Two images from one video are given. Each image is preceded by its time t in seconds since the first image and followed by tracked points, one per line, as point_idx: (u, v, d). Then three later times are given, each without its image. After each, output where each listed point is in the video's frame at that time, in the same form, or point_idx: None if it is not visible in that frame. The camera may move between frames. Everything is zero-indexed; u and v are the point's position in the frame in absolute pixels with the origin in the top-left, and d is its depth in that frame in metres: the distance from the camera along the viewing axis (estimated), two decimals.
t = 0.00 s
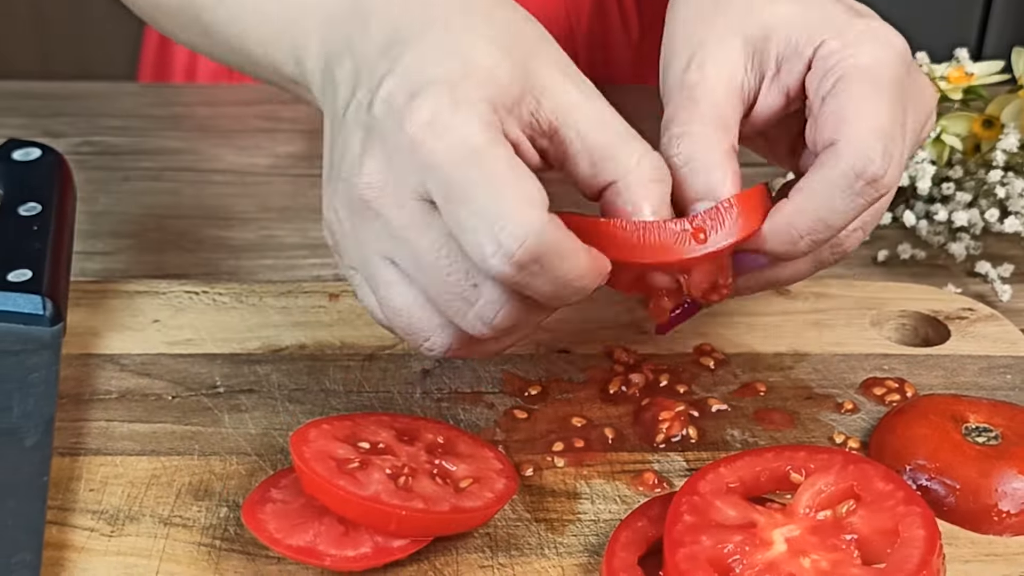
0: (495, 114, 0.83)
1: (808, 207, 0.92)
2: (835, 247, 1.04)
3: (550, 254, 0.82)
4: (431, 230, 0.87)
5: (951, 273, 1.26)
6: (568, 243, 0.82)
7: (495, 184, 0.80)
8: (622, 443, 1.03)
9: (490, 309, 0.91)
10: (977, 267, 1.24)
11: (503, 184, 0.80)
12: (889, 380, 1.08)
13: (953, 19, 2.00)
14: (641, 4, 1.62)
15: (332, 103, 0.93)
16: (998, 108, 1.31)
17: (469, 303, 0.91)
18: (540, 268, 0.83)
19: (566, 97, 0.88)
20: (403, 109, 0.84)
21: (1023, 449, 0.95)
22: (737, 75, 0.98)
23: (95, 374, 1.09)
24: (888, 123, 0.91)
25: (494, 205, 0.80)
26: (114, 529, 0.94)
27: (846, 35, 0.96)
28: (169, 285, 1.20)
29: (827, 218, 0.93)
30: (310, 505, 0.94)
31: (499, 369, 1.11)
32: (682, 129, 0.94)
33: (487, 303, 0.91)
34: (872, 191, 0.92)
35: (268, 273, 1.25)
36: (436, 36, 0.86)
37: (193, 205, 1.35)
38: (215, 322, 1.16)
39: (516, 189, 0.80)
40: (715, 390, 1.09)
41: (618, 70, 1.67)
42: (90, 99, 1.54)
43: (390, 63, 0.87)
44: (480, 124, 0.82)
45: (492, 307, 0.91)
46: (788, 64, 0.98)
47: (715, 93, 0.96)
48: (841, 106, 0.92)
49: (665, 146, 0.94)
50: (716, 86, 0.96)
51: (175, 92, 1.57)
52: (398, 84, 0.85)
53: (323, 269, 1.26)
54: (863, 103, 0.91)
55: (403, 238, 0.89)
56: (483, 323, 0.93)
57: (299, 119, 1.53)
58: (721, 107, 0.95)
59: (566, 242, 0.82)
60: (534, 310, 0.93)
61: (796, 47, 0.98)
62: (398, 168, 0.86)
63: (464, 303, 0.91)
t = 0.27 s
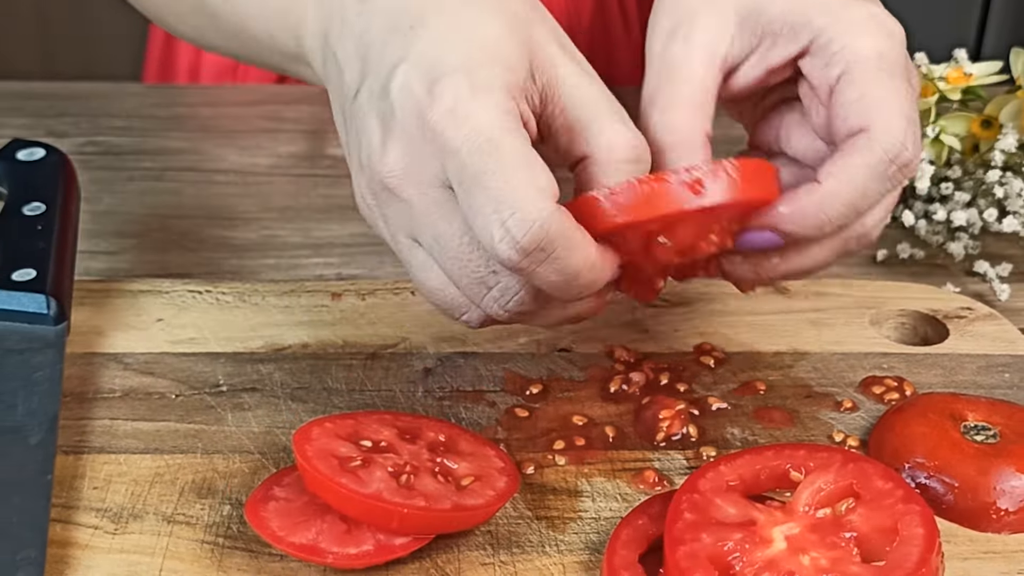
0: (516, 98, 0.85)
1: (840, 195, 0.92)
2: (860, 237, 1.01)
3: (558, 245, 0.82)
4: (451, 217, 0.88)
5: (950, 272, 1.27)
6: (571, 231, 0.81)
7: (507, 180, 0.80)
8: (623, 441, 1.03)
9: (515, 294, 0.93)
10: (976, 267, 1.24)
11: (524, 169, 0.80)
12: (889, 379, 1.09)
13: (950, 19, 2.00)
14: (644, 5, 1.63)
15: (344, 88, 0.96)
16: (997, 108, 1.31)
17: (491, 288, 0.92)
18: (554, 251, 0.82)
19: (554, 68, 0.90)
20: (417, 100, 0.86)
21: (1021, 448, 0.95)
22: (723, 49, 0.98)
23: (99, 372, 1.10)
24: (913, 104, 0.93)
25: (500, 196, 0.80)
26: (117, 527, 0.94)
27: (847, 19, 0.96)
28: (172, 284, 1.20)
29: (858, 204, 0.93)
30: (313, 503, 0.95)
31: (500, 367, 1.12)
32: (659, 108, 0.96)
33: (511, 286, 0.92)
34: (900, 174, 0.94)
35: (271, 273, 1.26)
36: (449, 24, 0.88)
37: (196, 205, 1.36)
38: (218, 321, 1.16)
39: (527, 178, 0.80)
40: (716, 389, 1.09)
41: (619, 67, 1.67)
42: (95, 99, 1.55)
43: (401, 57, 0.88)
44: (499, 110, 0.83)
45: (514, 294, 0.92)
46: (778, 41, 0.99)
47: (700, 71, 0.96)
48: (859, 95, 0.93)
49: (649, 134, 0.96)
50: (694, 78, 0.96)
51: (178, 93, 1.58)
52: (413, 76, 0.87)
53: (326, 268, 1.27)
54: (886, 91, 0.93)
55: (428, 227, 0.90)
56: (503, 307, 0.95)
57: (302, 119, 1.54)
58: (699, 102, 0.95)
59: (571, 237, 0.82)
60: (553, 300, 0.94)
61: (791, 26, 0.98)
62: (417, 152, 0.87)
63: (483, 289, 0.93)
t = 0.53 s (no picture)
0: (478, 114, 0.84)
1: (774, 221, 0.88)
2: (861, 252, 0.98)
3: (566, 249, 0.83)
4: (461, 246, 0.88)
5: (949, 271, 1.27)
6: (580, 235, 0.82)
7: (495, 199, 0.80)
8: (623, 440, 1.04)
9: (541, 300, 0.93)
10: (974, 266, 1.25)
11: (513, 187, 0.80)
12: (888, 377, 1.10)
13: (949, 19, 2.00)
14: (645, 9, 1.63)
15: (309, 146, 0.93)
16: (996, 107, 1.30)
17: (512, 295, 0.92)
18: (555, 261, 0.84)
19: (511, 68, 0.87)
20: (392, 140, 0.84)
21: (1020, 446, 0.96)
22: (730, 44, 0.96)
23: (103, 371, 1.11)
24: (861, 121, 0.88)
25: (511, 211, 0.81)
26: (121, 525, 0.95)
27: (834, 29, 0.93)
28: (176, 283, 1.21)
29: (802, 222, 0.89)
30: (316, 501, 0.95)
31: (501, 366, 1.13)
32: (670, 93, 0.93)
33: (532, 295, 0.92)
34: (834, 198, 0.89)
35: (274, 272, 1.26)
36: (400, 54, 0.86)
37: (200, 204, 1.37)
38: (221, 320, 1.17)
39: (519, 196, 0.80)
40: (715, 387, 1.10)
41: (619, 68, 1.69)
42: (98, 99, 1.55)
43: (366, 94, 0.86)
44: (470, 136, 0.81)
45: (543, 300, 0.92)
46: (778, 38, 0.97)
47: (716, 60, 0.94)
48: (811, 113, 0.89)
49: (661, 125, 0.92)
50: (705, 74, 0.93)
51: (181, 93, 1.58)
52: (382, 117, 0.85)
53: (328, 267, 1.28)
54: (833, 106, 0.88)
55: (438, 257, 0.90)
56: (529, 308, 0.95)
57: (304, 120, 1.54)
58: (708, 85, 0.92)
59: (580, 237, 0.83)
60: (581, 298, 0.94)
61: (789, 23, 0.96)
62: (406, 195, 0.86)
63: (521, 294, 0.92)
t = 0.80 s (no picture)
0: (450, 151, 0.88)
1: (829, 230, 0.92)
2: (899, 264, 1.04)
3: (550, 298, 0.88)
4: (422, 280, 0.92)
5: (947, 270, 1.28)
6: (557, 281, 0.86)
7: (467, 234, 0.85)
8: (624, 438, 1.04)
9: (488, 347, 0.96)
10: (973, 265, 1.25)
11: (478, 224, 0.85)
12: (887, 375, 1.10)
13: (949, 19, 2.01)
14: (644, 11, 1.64)
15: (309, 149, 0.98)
16: (994, 108, 1.31)
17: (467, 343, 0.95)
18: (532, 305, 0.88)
19: (498, 98, 0.90)
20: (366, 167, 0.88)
21: (1019, 444, 0.97)
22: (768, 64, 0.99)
23: (107, 370, 1.11)
24: (908, 137, 0.95)
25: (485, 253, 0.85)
26: (125, 523, 0.96)
27: (881, 46, 0.98)
28: (179, 282, 1.22)
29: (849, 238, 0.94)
30: (318, 498, 0.96)
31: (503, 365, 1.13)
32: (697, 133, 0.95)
33: (463, 347, 0.96)
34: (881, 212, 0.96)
35: (276, 271, 1.27)
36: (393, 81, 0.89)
37: (203, 204, 1.37)
38: (224, 319, 1.18)
39: (496, 238, 0.85)
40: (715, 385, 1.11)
41: (619, 66, 1.69)
42: (102, 100, 1.56)
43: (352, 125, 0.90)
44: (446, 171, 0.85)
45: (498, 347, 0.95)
46: (823, 61, 1.00)
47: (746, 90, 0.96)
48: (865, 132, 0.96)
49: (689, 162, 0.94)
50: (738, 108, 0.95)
51: (183, 93, 1.59)
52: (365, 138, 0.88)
53: (331, 267, 1.28)
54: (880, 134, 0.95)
55: (393, 290, 0.94)
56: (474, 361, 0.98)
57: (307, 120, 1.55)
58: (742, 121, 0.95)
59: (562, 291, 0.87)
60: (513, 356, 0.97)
61: (834, 47, 0.99)
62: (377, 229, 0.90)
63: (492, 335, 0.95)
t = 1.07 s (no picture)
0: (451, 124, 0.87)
1: (947, 199, 0.96)
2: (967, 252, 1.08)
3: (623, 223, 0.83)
4: (467, 205, 0.88)
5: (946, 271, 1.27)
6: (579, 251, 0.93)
7: (494, 124, 0.82)
8: (625, 436, 1.05)
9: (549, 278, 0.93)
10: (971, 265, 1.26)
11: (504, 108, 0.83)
12: (886, 374, 1.11)
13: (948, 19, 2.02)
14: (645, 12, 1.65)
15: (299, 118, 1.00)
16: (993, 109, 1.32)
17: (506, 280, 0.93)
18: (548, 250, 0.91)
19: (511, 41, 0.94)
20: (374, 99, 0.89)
21: (1017, 443, 0.97)
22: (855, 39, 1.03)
23: (111, 368, 1.12)
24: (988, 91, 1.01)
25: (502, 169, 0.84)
26: (129, 521, 0.96)
27: (941, 18, 1.04)
28: (182, 282, 1.22)
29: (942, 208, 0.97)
30: (321, 496, 0.97)
31: (504, 363, 1.14)
32: (802, 89, 0.96)
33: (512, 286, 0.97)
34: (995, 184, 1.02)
35: (279, 271, 1.27)
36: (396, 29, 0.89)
37: (206, 204, 1.38)
38: (227, 318, 1.18)
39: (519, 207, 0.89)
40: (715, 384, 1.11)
41: (620, 64, 1.69)
42: (106, 100, 1.57)
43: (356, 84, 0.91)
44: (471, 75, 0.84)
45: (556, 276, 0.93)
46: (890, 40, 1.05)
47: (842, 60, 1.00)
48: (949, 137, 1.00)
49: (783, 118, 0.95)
50: (831, 78, 0.98)
51: (186, 94, 1.60)
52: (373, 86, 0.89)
53: (333, 266, 1.29)
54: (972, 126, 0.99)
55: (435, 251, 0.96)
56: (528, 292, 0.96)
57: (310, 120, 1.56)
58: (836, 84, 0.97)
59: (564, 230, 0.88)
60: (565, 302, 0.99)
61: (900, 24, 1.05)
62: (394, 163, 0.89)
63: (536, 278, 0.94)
